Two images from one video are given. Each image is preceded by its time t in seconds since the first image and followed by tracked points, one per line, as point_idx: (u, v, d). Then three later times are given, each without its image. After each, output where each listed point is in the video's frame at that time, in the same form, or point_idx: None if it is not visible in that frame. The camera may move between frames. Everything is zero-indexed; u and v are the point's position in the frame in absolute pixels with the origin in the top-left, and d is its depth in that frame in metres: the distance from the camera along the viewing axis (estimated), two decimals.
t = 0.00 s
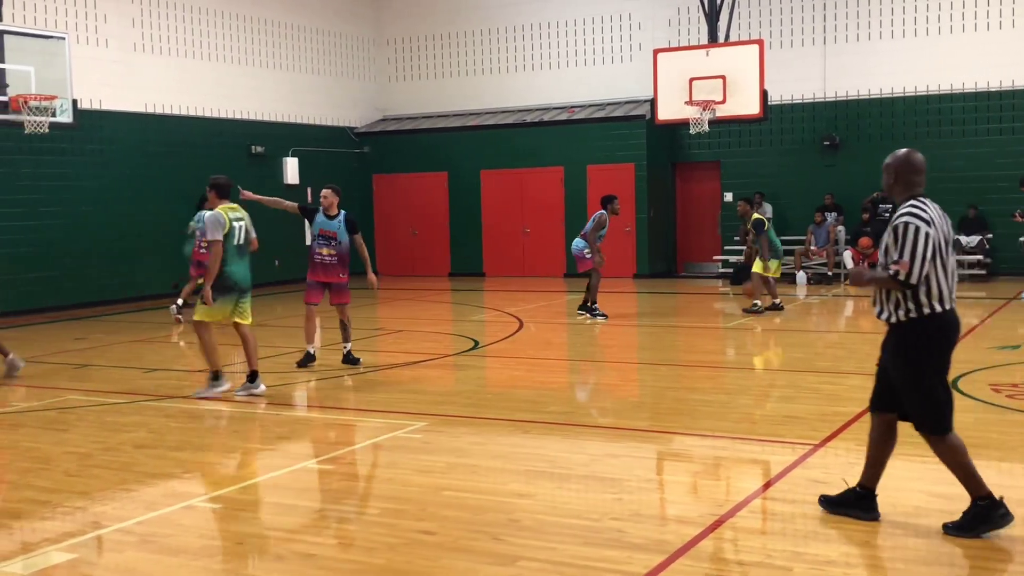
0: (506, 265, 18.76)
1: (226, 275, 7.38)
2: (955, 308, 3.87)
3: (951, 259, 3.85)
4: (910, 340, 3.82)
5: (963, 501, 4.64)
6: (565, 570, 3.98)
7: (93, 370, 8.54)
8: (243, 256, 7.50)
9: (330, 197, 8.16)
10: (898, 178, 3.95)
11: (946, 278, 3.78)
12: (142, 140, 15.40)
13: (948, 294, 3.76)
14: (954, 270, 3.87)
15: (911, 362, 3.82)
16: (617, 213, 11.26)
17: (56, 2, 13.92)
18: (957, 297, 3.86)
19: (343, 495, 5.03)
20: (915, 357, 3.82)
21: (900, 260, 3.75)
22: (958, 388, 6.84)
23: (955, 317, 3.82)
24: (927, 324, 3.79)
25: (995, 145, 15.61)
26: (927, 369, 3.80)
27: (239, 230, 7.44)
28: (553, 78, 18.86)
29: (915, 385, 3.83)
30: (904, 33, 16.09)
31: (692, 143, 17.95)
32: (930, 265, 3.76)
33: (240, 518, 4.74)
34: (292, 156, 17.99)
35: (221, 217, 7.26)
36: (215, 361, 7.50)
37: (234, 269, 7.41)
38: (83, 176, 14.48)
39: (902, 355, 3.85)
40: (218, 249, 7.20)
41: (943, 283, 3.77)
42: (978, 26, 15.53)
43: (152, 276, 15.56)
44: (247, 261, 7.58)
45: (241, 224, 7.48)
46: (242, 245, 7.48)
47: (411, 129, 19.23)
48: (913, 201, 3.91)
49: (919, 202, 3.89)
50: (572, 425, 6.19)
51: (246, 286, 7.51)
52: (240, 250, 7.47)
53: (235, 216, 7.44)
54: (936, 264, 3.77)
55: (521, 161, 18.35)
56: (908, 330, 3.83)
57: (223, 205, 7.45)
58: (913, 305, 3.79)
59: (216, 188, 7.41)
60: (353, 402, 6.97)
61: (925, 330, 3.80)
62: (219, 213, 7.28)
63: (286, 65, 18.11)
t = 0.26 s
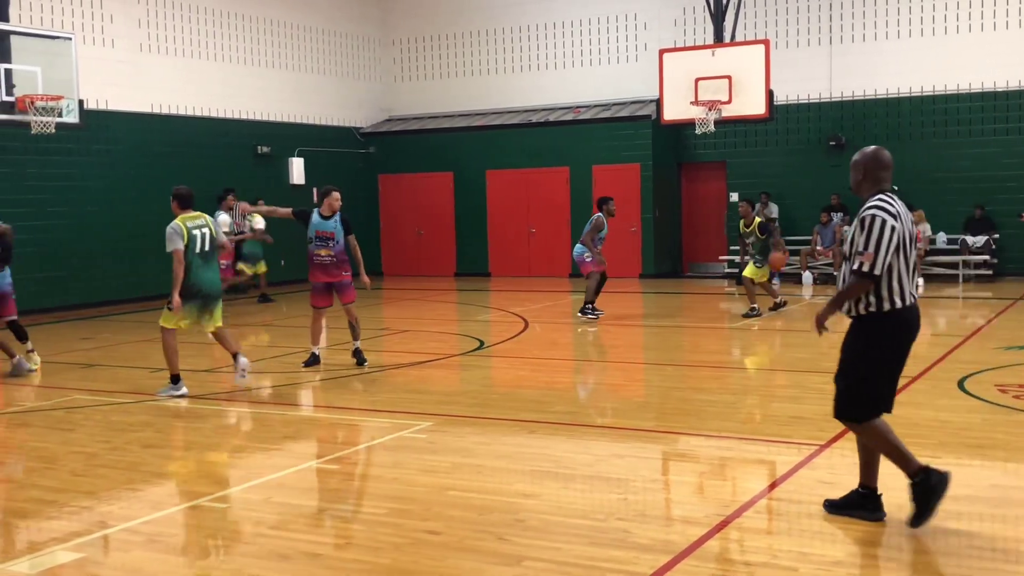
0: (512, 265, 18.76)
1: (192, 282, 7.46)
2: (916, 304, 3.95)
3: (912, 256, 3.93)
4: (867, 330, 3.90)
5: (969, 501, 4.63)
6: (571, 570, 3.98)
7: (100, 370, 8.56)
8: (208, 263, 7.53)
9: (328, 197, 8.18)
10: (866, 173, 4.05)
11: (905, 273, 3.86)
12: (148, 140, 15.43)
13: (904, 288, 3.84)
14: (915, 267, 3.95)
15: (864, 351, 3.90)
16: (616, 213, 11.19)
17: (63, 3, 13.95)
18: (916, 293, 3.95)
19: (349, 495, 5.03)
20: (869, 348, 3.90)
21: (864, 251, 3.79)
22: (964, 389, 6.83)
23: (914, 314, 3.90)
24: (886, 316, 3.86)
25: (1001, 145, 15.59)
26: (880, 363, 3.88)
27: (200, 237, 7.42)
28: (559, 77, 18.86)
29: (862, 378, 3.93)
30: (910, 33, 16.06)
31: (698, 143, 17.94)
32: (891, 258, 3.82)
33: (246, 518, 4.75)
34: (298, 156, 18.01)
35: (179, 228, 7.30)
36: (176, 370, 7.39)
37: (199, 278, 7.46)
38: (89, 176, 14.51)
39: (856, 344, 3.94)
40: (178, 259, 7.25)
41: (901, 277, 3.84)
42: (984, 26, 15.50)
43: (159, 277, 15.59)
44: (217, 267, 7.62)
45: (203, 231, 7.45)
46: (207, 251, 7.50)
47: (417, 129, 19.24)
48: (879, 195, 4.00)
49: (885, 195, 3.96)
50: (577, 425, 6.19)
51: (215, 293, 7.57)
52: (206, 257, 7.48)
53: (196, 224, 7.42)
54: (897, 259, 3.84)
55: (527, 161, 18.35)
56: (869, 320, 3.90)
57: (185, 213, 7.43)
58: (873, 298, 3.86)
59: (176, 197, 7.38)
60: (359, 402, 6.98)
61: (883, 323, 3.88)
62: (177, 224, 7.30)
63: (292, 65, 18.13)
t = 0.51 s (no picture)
0: (520, 265, 18.78)
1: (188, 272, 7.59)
2: (893, 301, 4.02)
3: (886, 255, 4.01)
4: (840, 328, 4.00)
5: (978, 501, 4.62)
6: (581, 570, 3.98)
7: (112, 369, 8.58)
8: (201, 252, 7.68)
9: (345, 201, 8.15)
10: (841, 174, 4.21)
11: (875, 273, 3.94)
12: (159, 140, 15.47)
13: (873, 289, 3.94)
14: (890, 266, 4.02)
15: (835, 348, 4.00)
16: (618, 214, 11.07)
17: (74, 3, 14.00)
18: (892, 291, 4.02)
19: (358, 495, 5.04)
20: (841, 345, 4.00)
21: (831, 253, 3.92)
22: (975, 389, 6.82)
23: (889, 313, 3.98)
24: (858, 314, 3.96)
25: (1012, 145, 15.53)
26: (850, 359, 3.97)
27: (193, 227, 7.59)
28: (568, 78, 18.87)
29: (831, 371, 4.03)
30: (921, 32, 16.02)
31: (708, 143, 17.93)
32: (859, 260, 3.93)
33: (257, 517, 4.76)
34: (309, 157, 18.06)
35: (171, 217, 7.47)
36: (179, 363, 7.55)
37: (192, 266, 7.60)
38: (100, 176, 14.56)
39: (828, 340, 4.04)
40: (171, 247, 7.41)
41: (869, 278, 3.94)
42: (995, 25, 15.47)
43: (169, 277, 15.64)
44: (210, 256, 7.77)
45: (196, 221, 7.63)
46: (200, 241, 7.66)
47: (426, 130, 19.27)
48: (853, 195, 4.16)
49: (856, 197, 4.10)
50: (587, 425, 6.19)
51: (207, 281, 7.72)
52: (198, 246, 7.64)
53: (189, 214, 7.60)
54: (865, 260, 3.95)
55: (537, 161, 18.35)
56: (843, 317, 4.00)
57: (178, 204, 7.60)
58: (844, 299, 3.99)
59: (170, 188, 7.56)
60: (369, 401, 6.99)
61: (856, 321, 3.98)
62: (170, 214, 7.48)
63: (303, 65, 18.18)
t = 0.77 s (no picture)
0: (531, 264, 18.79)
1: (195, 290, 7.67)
2: (870, 304, 4.00)
3: (862, 258, 3.99)
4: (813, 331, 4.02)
5: (993, 502, 4.60)
6: (593, 570, 3.97)
7: (125, 369, 8.61)
8: (211, 270, 7.72)
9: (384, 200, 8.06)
10: (820, 178, 4.16)
11: (850, 277, 3.93)
12: (172, 140, 15.53)
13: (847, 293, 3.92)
14: (867, 268, 4.00)
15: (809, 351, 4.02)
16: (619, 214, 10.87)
17: (88, 4, 14.07)
18: (870, 293, 3.99)
19: (370, 494, 5.04)
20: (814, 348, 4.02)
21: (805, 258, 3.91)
22: (989, 390, 6.78)
23: (866, 315, 3.97)
24: (831, 318, 3.97)
25: None
26: (825, 363, 3.98)
27: (204, 246, 7.61)
28: (580, 77, 18.86)
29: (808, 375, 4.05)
30: (935, 31, 15.96)
31: (721, 143, 17.89)
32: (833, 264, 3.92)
33: (269, 516, 4.77)
34: (322, 156, 18.11)
35: (182, 236, 7.50)
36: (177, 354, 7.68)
37: (201, 283, 7.65)
38: (114, 176, 14.62)
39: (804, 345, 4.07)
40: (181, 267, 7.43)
41: (843, 281, 3.92)
42: (1011, 24, 15.38)
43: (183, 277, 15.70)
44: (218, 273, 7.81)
45: (207, 239, 7.65)
46: (210, 259, 7.69)
47: (439, 129, 19.28)
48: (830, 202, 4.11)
49: (830, 204, 4.06)
50: (599, 425, 6.19)
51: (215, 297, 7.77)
52: (208, 264, 7.67)
53: (200, 233, 7.62)
54: (840, 264, 3.93)
55: (549, 161, 18.35)
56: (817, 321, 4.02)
57: (190, 222, 7.63)
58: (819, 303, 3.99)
59: (183, 207, 7.60)
60: (382, 401, 7.00)
61: (829, 324, 3.98)
62: (181, 233, 7.51)
63: (315, 65, 18.22)
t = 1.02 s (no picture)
0: (543, 264, 18.80)
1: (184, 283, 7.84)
2: (844, 302, 4.01)
3: (835, 257, 4.00)
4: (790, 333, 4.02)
5: (1010, 503, 4.57)
6: (607, 571, 3.97)
7: (140, 368, 8.65)
8: (204, 264, 7.91)
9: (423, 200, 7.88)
10: (794, 178, 4.20)
11: (819, 275, 3.95)
12: (187, 141, 15.59)
13: (818, 289, 3.94)
14: (840, 267, 4.01)
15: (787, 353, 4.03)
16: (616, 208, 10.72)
17: (103, 5, 14.15)
18: (844, 292, 4.01)
19: (383, 493, 5.05)
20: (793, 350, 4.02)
21: (770, 257, 3.98)
22: (1006, 390, 6.74)
23: (839, 311, 3.98)
24: (805, 316, 3.98)
25: None
26: (804, 363, 3.99)
27: (192, 241, 7.86)
28: (593, 77, 18.86)
29: (788, 377, 4.05)
30: (950, 31, 15.90)
31: (735, 142, 17.85)
32: (801, 261, 3.96)
33: (283, 515, 4.78)
34: (336, 157, 18.17)
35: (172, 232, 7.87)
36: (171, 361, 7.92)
37: (193, 277, 7.84)
38: (129, 177, 14.68)
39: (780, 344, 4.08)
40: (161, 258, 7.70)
41: (812, 278, 3.95)
42: None
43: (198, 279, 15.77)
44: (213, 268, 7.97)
45: (196, 235, 7.87)
46: (201, 253, 7.89)
47: (452, 129, 19.32)
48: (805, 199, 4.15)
49: (805, 202, 4.09)
50: (613, 425, 6.18)
51: (211, 291, 7.89)
52: (199, 258, 7.86)
53: (190, 229, 7.88)
54: (808, 262, 3.96)
55: (564, 161, 18.34)
56: (792, 320, 4.03)
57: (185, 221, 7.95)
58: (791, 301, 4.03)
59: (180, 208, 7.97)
60: (395, 401, 7.02)
61: (806, 323, 3.99)
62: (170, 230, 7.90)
63: (329, 66, 18.27)
